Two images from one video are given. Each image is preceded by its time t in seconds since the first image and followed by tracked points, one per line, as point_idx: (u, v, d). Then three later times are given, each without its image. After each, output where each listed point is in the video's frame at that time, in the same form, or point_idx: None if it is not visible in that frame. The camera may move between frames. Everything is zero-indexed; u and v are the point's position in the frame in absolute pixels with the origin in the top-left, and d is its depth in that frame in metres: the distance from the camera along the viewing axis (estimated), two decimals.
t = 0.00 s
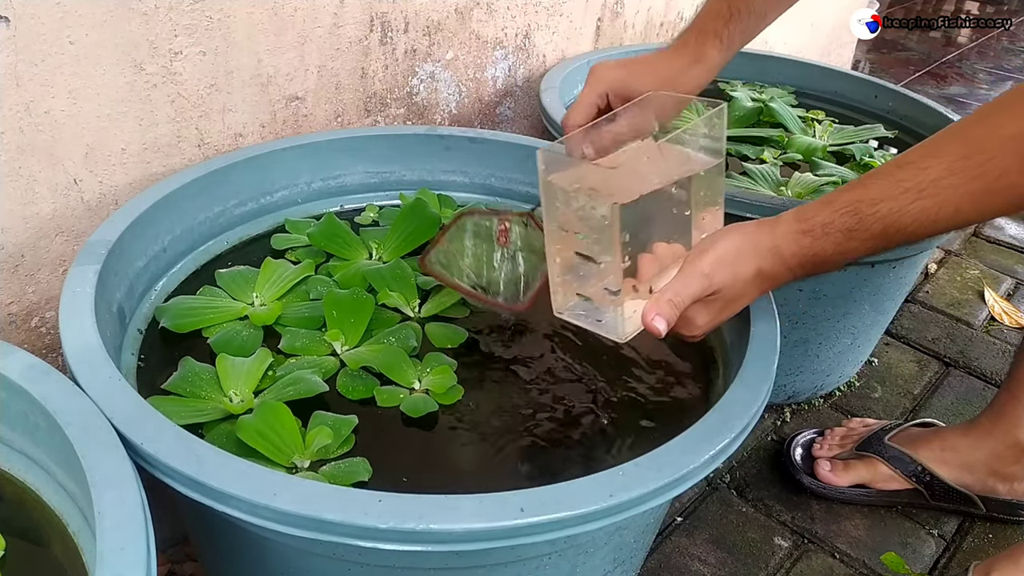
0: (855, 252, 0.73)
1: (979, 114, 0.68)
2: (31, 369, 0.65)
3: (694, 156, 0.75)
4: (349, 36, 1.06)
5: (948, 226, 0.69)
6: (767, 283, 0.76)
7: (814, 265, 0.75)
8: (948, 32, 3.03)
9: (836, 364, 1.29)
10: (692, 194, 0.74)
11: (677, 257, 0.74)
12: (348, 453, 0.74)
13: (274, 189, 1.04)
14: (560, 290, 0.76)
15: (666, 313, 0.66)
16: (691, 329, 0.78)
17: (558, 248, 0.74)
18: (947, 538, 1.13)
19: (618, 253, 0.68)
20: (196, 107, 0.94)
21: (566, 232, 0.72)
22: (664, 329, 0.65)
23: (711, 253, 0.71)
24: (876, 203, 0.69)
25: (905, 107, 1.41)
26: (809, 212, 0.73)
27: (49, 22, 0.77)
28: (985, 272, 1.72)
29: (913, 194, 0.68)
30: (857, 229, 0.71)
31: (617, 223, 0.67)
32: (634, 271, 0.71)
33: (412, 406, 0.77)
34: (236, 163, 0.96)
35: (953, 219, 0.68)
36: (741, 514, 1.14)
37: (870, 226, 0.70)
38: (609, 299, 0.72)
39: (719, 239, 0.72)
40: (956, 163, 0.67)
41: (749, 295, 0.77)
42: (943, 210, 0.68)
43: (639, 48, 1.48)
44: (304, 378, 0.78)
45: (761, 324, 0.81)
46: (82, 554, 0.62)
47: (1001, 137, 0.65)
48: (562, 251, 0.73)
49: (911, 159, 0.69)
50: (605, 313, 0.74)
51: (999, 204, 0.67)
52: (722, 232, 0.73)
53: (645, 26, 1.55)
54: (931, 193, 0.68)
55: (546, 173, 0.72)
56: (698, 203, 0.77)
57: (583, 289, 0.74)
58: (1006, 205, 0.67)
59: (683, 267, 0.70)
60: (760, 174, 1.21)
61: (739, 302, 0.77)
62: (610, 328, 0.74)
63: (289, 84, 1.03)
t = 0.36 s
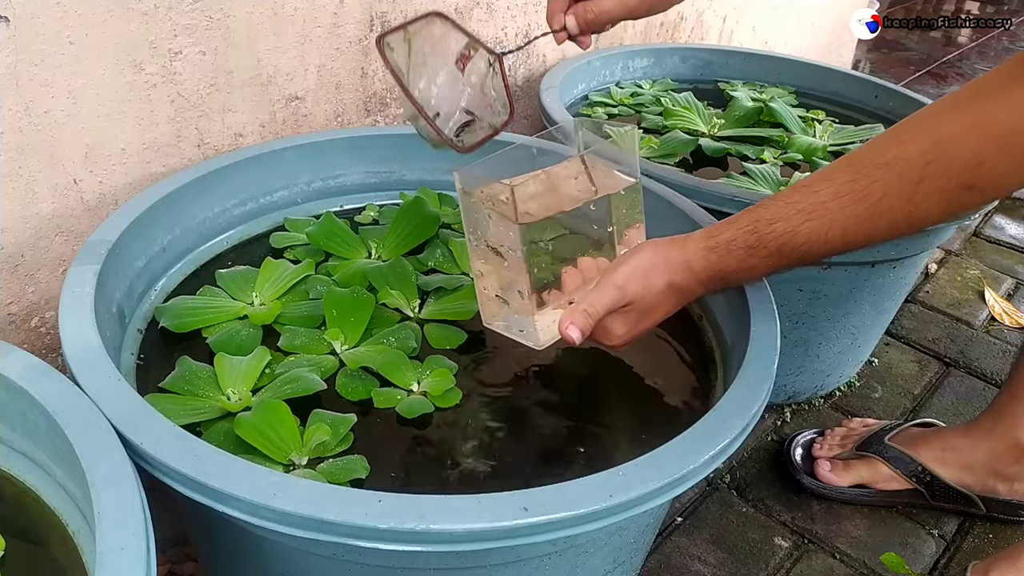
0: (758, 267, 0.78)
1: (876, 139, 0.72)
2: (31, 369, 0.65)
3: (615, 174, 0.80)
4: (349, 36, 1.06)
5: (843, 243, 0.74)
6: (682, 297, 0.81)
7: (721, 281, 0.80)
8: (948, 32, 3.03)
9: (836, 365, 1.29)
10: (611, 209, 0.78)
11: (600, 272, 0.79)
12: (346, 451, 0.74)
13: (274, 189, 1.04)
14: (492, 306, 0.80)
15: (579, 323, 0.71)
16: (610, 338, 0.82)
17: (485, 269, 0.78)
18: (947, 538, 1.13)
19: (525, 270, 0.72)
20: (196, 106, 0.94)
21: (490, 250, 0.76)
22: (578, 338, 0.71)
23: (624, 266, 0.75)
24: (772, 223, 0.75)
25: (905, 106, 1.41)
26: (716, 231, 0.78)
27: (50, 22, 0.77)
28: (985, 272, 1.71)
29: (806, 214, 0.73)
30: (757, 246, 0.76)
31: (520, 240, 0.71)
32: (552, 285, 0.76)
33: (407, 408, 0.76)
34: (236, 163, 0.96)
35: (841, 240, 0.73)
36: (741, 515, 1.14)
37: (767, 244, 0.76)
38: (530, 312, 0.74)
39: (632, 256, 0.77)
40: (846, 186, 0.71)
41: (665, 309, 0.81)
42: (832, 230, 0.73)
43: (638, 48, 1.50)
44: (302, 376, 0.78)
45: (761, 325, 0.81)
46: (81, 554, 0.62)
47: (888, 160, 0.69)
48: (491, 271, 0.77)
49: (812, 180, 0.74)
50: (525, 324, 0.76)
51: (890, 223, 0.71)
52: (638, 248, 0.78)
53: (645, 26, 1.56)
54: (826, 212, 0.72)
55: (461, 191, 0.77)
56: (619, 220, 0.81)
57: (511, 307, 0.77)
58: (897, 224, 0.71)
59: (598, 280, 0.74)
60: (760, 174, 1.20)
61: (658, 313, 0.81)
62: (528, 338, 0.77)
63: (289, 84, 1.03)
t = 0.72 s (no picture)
0: (731, 267, 0.76)
1: (849, 138, 0.70)
2: (30, 369, 0.65)
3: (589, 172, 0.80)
4: (349, 36, 1.06)
5: (815, 242, 0.71)
6: (659, 293, 0.79)
7: (697, 279, 0.78)
8: (948, 32, 3.03)
9: (836, 365, 1.29)
10: (588, 208, 0.78)
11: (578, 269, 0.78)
12: (347, 451, 0.74)
13: (274, 189, 1.04)
14: (471, 309, 0.79)
15: (558, 323, 0.70)
16: (589, 337, 0.80)
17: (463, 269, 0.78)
18: (947, 538, 1.13)
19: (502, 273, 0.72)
20: (196, 106, 0.94)
21: (466, 251, 0.75)
22: (557, 339, 0.70)
23: (600, 265, 0.74)
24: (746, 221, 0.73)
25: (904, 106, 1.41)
26: (691, 228, 0.76)
27: (49, 22, 0.77)
28: (985, 272, 1.71)
29: (778, 213, 0.71)
30: (730, 245, 0.74)
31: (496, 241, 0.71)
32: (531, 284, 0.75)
33: (406, 411, 0.76)
34: (235, 163, 0.96)
35: (814, 239, 0.71)
36: (742, 515, 1.14)
37: (741, 243, 0.73)
38: (508, 313, 0.75)
39: (608, 254, 0.75)
40: (817, 184, 0.69)
41: (643, 304, 0.80)
42: (804, 228, 0.70)
43: (638, 48, 1.50)
44: (303, 379, 0.78)
45: (761, 325, 0.81)
46: (81, 554, 0.62)
47: (860, 158, 0.68)
48: (469, 273, 0.77)
49: (785, 178, 0.72)
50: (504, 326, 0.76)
51: (861, 223, 0.69)
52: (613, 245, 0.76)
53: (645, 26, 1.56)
54: (798, 210, 0.70)
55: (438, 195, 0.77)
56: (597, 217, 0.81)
57: (489, 307, 0.77)
58: (868, 223, 0.69)
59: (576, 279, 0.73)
60: (760, 174, 1.21)
61: (635, 310, 0.80)
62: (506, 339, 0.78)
63: (289, 84, 1.03)
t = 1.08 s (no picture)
0: (727, 267, 0.76)
1: (845, 140, 0.70)
2: (30, 369, 0.65)
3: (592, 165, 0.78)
4: (349, 36, 1.06)
5: (810, 244, 0.72)
6: (652, 292, 0.79)
7: (692, 279, 0.78)
8: (948, 32, 3.03)
9: (836, 364, 1.29)
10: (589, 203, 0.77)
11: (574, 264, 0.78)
12: (347, 451, 0.74)
13: (274, 189, 1.03)
14: (462, 296, 0.81)
15: (549, 320, 0.71)
16: (580, 333, 0.81)
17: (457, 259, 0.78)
18: (947, 538, 1.13)
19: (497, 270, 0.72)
20: (196, 106, 0.94)
21: (459, 242, 0.76)
22: (546, 336, 0.71)
23: (595, 265, 0.74)
24: (741, 222, 0.72)
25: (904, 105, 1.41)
26: (687, 228, 0.76)
27: (49, 22, 0.77)
28: (985, 272, 1.71)
29: (773, 215, 0.71)
30: (725, 246, 0.74)
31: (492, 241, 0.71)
32: (525, 277, 0.76)
33: (401, 413, 0.76)
34: (235, 162, 0.96)
35: (810, 240, 0.71)
36: (742, 515, 1.14)
37: (737, 244, 0.73)
38: (500, 306, 0.75)
39: (603, 253, 0.75)
40: (813, 186, 0.69)
41: (636, 302, 0.80)
42: (800, 230, 0.70)
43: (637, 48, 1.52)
44: (301, 377, 0.78)
45: (760, 325, 0.80)
46: (81, 555, 0.62)
47: (856, 161, 0.67)
48: (462, 259, 0.77)
49: (781, 179, 0.72)
50: (495, 319, 0.77)
51: (856, 225, 0.69)
52: (609, 244, 0.76)
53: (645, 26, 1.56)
54: (794, 212, 0.70)
55: (432, 188, 0.79)
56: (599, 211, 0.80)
57: (480, 298, 0.78)
58: (864, 225, 0.69)
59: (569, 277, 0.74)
60: (760, 174, 1.21)
61: (628, 309, 0.80)
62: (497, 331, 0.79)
63: (289, 84, 1.03)
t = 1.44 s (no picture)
0: (735, 274, 0.75)
1: (854, 147, 0.70)
2: (30, 370, 0.65)
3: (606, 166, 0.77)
4: (349, 36, 1.06)
5: (820, 251, 0.71)
6: (658, 296, 0.79)
7: (699, 285, 0.78)
8: (948, 32, 3.03)
9: (836, 365, 1.29)
10: (601, 204, 0.76)
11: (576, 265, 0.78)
12: (347, 452, 0.74)
13: (274, 189, 1.03)
14: (467, 289, 0.81)
15: (553, 321, 0.71)
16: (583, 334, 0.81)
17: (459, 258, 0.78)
18: (947, 538, 1.13)
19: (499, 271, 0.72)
20: (196, 106, 0.94)
21: (467, 238, 0.76)
22: (550, 336, 0.71)
23: (602, 267, 0.74)
24: (750, 228, 0.72)
25: (905, 106, 1.41)
26: (694, 234, 0.76)
27: (49, 22, 0.77)
28: (985, 272, 1.71)
29: (783, 221, 0.71)
30: (734, 252, 0.73)
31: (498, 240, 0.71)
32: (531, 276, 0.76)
33: (398, 416, 0.76)
34: (235, 162, 0.96)
35: (820, 247, 0.71)
36: (741, 515, 1.14)
37: (746, 250, 0.73)
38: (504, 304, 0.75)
39: (613, 254, 0.75)
40: (823, 193, 0.69)
41: (642, 305, 0.80)
42: (810, 236, 0.70)
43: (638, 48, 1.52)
44: (303, 378, 0.78)
45: (760, 325, 0.80)
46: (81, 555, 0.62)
47: (866, 168, 0.67)
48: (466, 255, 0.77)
49: (790, 186, 0.72)
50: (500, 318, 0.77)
51: (867, 232, 0.69)
52: (619, 247, 0.76)
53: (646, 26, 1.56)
54: (804, 218, 0.70)
55: (444, 180, 0.79)
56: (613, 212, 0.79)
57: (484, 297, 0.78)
58: (874, 232, 0.69)
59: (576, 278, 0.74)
60: (760, 174, 1.20)
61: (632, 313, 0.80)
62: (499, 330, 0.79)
63: (289, 84, 1.03)
